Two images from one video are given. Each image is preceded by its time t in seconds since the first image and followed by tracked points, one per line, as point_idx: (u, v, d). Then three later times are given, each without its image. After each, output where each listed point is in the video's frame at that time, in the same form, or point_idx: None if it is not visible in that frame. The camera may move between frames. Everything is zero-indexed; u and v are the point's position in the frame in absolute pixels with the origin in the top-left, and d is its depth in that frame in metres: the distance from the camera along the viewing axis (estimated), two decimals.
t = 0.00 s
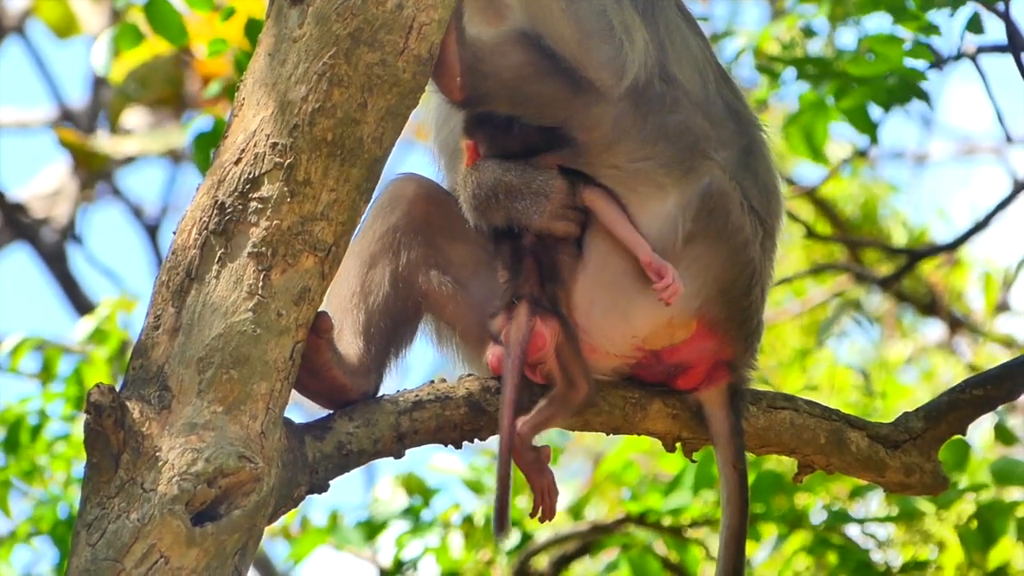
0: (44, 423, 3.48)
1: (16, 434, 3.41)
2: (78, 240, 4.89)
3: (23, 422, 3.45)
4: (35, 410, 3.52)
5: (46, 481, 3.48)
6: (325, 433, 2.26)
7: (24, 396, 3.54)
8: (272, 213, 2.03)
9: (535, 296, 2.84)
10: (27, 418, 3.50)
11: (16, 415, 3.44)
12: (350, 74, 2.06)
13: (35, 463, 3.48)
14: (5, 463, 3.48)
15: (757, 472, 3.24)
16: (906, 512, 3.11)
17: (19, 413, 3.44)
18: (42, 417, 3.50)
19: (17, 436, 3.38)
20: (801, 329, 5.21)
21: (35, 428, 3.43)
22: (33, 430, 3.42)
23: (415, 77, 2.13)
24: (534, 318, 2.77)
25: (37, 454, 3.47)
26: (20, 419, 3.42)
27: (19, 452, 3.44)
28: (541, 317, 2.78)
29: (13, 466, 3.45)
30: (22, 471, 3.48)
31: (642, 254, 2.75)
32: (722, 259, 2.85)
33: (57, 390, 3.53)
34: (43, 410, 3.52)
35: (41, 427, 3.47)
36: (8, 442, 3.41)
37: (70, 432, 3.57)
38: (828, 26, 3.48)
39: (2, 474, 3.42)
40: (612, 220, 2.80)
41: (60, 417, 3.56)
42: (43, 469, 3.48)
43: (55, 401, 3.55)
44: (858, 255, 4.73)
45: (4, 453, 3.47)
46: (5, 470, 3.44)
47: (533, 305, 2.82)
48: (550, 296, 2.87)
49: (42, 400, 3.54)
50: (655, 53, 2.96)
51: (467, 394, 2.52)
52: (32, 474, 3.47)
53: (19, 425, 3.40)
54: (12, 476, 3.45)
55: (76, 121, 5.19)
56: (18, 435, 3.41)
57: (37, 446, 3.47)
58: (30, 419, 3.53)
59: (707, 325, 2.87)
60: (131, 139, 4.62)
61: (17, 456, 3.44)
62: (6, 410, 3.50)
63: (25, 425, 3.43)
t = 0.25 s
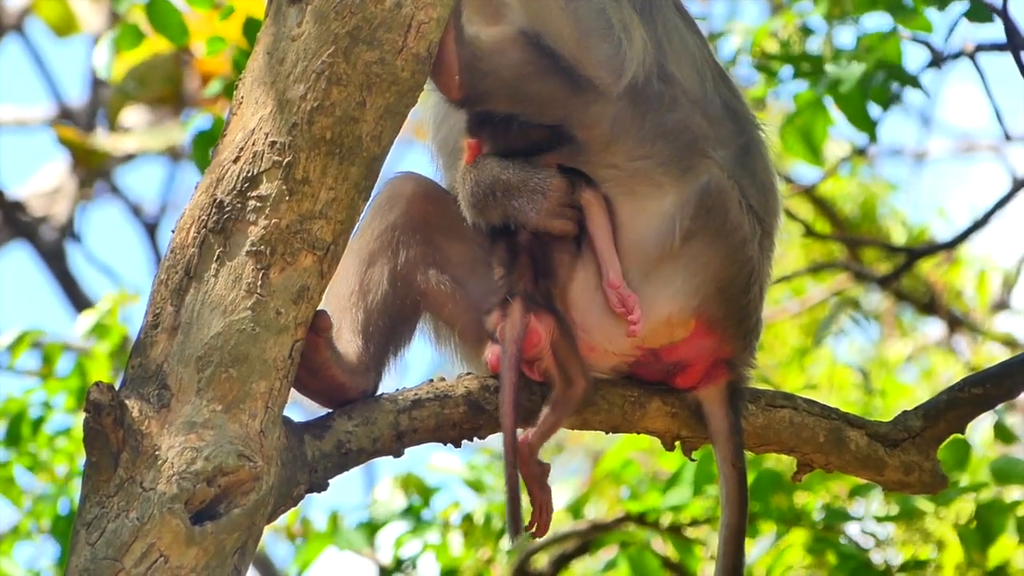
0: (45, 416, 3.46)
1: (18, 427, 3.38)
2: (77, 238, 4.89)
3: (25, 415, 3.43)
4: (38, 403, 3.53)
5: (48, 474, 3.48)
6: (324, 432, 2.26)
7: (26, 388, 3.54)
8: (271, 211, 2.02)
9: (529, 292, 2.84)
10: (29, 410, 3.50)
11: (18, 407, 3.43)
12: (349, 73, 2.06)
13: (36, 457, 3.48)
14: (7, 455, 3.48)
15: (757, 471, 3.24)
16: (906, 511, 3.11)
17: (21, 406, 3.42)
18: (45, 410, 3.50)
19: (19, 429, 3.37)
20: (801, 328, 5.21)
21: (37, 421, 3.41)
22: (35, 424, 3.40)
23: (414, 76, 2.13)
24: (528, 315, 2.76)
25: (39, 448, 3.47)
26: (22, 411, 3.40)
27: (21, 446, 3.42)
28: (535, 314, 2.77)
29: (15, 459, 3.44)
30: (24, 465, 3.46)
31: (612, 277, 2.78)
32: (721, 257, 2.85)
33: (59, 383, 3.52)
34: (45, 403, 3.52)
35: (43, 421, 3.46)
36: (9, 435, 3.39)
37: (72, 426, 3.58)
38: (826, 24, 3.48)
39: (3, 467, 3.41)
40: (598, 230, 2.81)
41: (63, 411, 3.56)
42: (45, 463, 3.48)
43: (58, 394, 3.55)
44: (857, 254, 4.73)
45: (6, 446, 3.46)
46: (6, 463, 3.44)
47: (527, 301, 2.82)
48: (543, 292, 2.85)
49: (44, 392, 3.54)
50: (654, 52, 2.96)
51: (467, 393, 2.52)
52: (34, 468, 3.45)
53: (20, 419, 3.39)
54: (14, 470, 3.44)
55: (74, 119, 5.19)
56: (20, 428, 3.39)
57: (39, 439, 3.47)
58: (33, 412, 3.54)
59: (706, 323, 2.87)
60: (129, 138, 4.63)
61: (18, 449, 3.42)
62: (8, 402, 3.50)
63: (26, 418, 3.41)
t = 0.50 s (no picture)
0: (50, 410, 3.47)
1: (20, 422, 3.39)
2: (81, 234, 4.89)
3: (30, 409, 3.45)
4: (42, 398, 3.53)
5: (53, 466, 3.49)
6: (327, 428, 2.26)
7: (30, 383, 3.54)
8: (274, 206, 2.02)
9: (523, 288, 2.86)
10: (33, 404, 3.51)
11: (23, 402, 3.44)
12: (351, 68, 2.07)
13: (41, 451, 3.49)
14: (11, 449, 3.48)
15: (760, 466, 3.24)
16: (910, 506, 3.11)
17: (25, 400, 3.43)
18: (49, 405, 3.51)
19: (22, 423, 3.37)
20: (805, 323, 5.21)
21: (41, 415, 3.42)
22: (40, 418, 3.41)
23: (417, 71, 2.13)
24: (522, 311, 2.79)
25: (43, 441, 3.47)
26: (26, 406, 3.41)
27: (25, 440, 3.43)
28: (529, 309, 2.80)
29: (19, 453, 3.44)
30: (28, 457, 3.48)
31: (612, 271, 2.80)
32: (723, 253, 2.84)
33: (62, 378, 3.53)
34: (49, 397, 3.53)
35: (48, 415, 3.47)
36: (13, 429, 3.40)
37: (77, 420, 3.59)
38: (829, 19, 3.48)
39: (8, 461, 3.42)
40: (597, 226, 2.81)
41: (67, 405, 3.56)
42: (50, 455, 3.49)
43: (61, 389, 3.55)
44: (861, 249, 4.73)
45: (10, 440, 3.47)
46: (10, 457, 3.44)
47: (523, 297, 2.84)
48: (537, 288, 2.87)
49: (48, 387, 3.55)
50: (656, 47, 2.96)
51: (469, 388, 2.52)
52: (39, 460, 3.46)
53: (24, 412, 3.39)
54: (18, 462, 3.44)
55: (78, 114, 5.20)
56: (24, 422, 3.40)
57: (43, 433, 3.47)
58: (37, 407, 3.54)
59: (709, 319, 2.87)
60: (130, 139, 4.64)
61: (23, 442, 3.43)
62: (12, 397, 3.51)
63: (31, 412, 3.43)
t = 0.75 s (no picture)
0: (50, 403, 3.47)
1: (21, 415, 3.39)
2: (82, 226, 4.89)
3: (30, 402, 3.44)
4: (42, 390, 3.53)
5: (53, 461, 3.48)
6: (329, 421, 2.26)
7: (31, 376, 3.54)
8: (276, 200, 2.02)
9: (522, 282, 2.82)
10: (34, 397, 3.50)
11: (23, 395, 3.43)
12: (354, 62, 2.06)
13: (41, 444, 3.49)
14: (12, 443, 3.49)
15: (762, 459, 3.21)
16: (911, 500, 3.09)
17: (26, 393, 3.42)
18: (50, 398, 3.51)
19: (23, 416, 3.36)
20: (806, 317, 5.20)
21: (42, 408, 3.42)
22: (41, 411, 3.41)
23: (420, 65, 2.13)
24: (522, 305, 2.77)
25: (44, 435, 3.48)
26: (26, 398, 3.40)
27: (26, 434, 3.44)
28: (529, 303, 2.78)
29: (19, 447, 3.45)
30: (30, 452, 3.48)
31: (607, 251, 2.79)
32: (726, 247, 2.83)
33: (64, 371, 3.52)
34: (50, 391, 3.52)
35: (49, 408, 3.47)
36: (14, 422, 3.39)
37: (78, 413, 3.58)
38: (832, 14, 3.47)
39: (9, 455, 3.42)
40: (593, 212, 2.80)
41: (68, 398, 3.56)
42: (50, 449, 3.49)
43: (62, 381, 3.55)
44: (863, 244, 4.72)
45: (11, 433, 3.48)
46: (11, 451, 3.45)
47: (524, 292, 2.81)
48: (535, 282, 2.87)
49: (49, 380, 3.55)
50: (659, 41, 2.95)
51: (471, 382, 2.52)
52: (39, 455, 3.47)
53: (24, 406, 3.38)
54: (19, 457, 3.45)
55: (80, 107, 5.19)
56: (25, 415, 3.40)
57: (44, 427, 3.48)
58: (38, 399, 3.53)
59: (711, 313, 2.86)
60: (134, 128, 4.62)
61: (24, 435, 3.43)
62: (13, 390, 3.51)
63: (31, 405, 3.42)
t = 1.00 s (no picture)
0: (49, 401, 3.47)
1: (19, 414, 3.38)
2: (82, 222, 4.88)
3: (28, 401, 3.43)
4: (41, 389, 3.53)
5: (52, 459, 3.49)
6: (328, 417, 2.26)
7: (29, 374, 3.54)
8: (276, 195, 2.02)
9: (520, 277, 2.88)
10: (32, 395, 3.50)
11: (22, 394, 3.42)
12: (353, 58, 2.06)
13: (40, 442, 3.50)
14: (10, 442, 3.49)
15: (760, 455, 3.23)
16: (911, 495, 3.09)
17: (24, 392, 3.41)
18: (48, 395, 3.51)
19: (22, 415, 3.36)
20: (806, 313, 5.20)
21: (40, 407, 3.41)
22: (39, 409, 3.40)
23: (420, 61, 2.14)
24: (521, 299, 2.82)
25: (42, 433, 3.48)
26: (25, 397, 3.40)
27: (25, 432, 3.44)
28: (528, 297, 2.84)
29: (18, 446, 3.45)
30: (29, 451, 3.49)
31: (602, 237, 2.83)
32: (725, 243, 2.82)
33: (62, 369, 3.52)
34: (49, 389, 3.52)
35: (47, 406, 3.47)
36: (12, 422, 3.38)
37: (76, 411, 3.59)
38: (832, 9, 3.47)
39: (9, 454, 3.43)
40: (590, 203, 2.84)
41: (66, 396, 3.56)
42: (49, 448, 3.49)
43: (60, 379, 3.55)
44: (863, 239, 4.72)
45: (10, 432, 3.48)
46: (10, 450, 3.45)
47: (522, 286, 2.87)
48: (533, 276, 2.91)
49: (48, 378, 3.54)
50: (659, 37, 2.95)
51: (470, 378, 2.52)
52: (37, 454, 3.48)
53: (23, 405, 3.38)
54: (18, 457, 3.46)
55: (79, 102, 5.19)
56: (23, 414, 3.39)
57: (42, 425, 3.48)
58: (36, 398, 3.54)
59: (710, 309, 2.85)
60: (133, 123, 4.62)
61: (22, 434, 3.43)
62: (11, 387, 3.51)
63: (30, 404, 3.41)
